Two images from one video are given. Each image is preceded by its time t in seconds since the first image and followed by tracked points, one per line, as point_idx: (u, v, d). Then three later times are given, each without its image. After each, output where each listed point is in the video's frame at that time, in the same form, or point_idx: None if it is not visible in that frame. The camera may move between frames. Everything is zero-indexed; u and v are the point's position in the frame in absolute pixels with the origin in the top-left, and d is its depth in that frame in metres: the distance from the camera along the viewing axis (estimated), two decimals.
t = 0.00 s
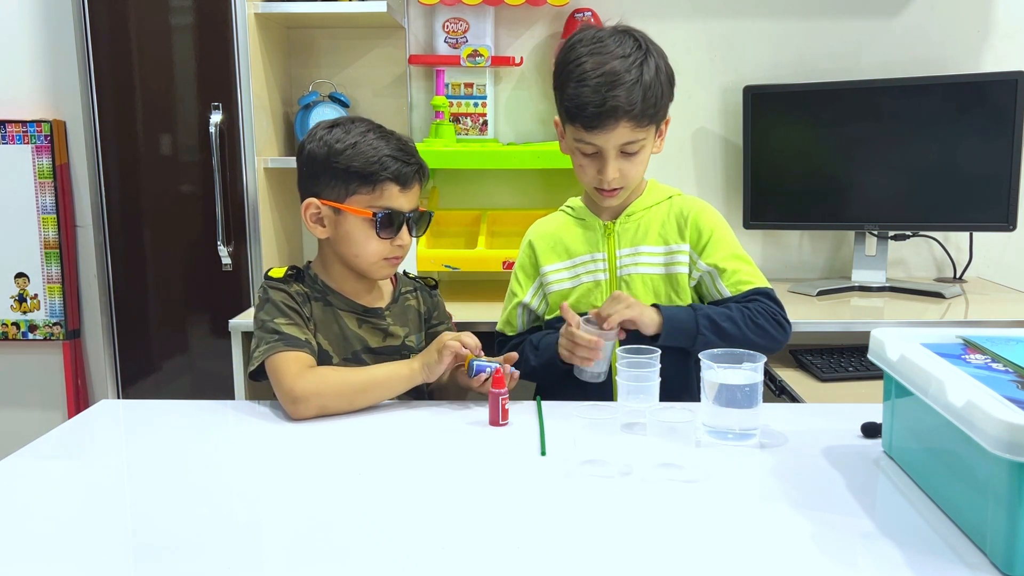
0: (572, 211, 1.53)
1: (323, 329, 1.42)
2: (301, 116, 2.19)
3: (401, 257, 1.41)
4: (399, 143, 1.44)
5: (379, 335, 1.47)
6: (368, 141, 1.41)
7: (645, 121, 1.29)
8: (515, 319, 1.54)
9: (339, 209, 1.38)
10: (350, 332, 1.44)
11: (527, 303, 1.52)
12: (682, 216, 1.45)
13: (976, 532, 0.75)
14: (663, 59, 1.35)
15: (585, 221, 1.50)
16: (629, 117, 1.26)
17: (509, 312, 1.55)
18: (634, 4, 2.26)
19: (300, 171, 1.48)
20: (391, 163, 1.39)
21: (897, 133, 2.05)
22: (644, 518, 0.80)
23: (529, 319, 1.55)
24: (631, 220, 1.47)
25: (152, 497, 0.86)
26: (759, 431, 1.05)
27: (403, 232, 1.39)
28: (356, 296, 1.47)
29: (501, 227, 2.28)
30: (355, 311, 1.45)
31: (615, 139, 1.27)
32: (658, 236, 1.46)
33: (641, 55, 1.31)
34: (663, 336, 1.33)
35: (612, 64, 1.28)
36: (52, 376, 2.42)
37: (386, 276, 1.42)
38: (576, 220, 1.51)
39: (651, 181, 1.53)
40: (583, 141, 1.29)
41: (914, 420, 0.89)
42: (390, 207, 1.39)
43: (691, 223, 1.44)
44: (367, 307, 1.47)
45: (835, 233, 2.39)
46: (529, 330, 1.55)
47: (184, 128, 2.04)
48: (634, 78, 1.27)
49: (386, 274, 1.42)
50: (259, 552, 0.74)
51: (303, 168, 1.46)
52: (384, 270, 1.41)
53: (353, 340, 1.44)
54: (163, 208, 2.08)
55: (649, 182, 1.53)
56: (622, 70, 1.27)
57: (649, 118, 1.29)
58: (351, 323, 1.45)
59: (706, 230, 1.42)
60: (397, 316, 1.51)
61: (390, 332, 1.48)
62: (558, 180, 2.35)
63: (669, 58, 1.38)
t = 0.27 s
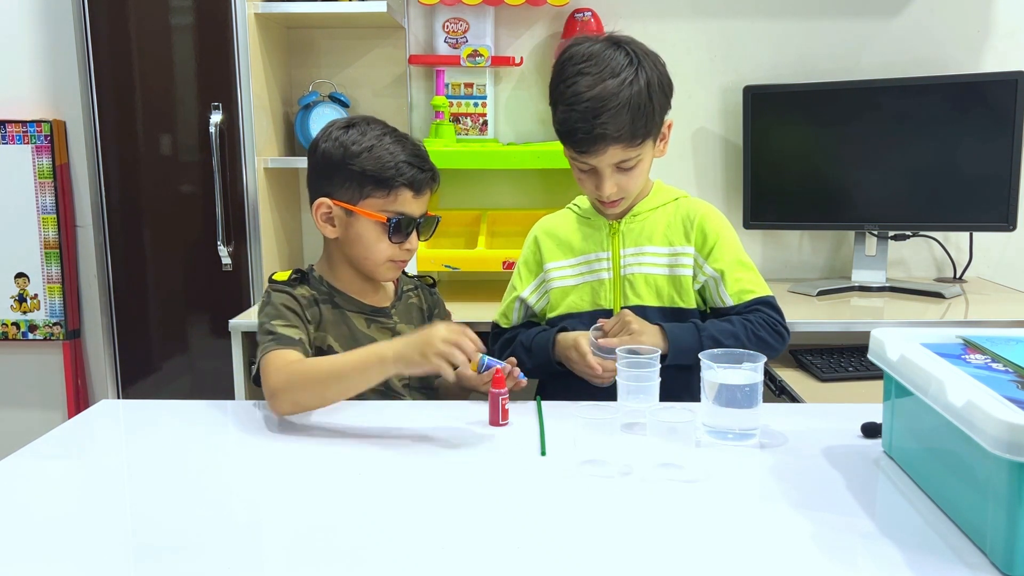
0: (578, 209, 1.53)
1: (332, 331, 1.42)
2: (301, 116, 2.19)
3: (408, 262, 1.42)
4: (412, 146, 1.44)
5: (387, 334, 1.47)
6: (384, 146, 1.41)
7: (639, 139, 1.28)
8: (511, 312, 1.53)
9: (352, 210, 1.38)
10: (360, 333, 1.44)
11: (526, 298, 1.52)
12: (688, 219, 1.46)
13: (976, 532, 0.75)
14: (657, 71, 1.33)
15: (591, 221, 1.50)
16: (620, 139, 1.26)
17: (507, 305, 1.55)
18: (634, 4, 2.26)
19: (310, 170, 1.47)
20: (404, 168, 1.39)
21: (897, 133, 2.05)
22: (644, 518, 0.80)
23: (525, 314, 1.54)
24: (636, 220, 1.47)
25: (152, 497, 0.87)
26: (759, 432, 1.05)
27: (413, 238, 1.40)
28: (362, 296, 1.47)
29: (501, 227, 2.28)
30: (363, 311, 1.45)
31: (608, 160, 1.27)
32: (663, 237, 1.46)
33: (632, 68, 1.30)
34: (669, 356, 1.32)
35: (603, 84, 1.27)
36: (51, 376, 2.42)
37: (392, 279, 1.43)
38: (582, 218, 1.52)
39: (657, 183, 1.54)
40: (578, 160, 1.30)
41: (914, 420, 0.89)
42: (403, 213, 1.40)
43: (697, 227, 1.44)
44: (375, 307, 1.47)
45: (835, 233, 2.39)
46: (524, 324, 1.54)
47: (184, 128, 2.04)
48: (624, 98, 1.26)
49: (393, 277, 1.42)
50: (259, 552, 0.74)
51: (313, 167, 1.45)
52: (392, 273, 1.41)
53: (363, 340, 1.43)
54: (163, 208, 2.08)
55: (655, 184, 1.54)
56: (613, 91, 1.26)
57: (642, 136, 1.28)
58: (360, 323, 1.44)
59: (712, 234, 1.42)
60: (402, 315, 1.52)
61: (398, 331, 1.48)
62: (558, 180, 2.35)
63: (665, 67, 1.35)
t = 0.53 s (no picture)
0: (576, 210, 1.53)
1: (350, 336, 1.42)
2: (301, 116, 2.19)
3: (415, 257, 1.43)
4: (412, 145, 1.44)
5: (398, 336, 1.48)
6: (387, 142, 1.41)
7: (630, 146, 1.28)
8: (514, 316, 1.55)
9: (359, 206, 1.37)
10: (374, 337, 1.45)
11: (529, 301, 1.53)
12: (687, 218, 1.45)
13: (976, 531, 0.75)
14: (644, 75, 1.32)
15: (589, 222, 1.50)
16: (610, 149, 1.26)
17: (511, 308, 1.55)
18: (634, 3, 2.26)
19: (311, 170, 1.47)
20: (410, 163, 1.40)
21: (897, 133, 2.05)
22: (644, 518, 0.80)
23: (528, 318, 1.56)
24: (635, 220, 1.47)
25: (152, 496, 0.86)
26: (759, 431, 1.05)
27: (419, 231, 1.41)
28: (367, 296, 1.47)
29: (501, 227, 2.28)
30: (375, 315, 1.46)
31: (600, 169, 1.27)
32: (662, 236, 1.46)
33: (620, 73, 1.29)
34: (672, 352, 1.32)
35: (591, 94, 1.26)
36: (52, 376, 2.42)
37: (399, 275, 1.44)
38: (581, 219, 1.51)
39: (655, 183, 1.54)
40: (571, 169, 1.30)
41: (914, 420, 0.89)
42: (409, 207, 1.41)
43: (696, 226, 1.44)
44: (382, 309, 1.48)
45: (835, 233, 2.39)
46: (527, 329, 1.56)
47: (184, 128, 2.04)
48: (613, 107, 1.25)
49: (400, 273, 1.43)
50: (259, 552, 0.74)
51: (315, 166, 1.44)
52: (399, 268, 1.42)
53: (378, 344, 1.45)
54: (163, 208, 2.08)
55: (653, 184, 1.54)
56: (601, 101, 1.25)
57: (632, 143, 1.28)
58: (372, 327, 1.45)
59: (710, 232, 1.42)
60: (406, 314, 1.53)
61: (406, 332, 1.50)
62: (558, 180, 2.35)
63: (653, 70, 1.34)
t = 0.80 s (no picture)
0: (573, 210, 1.53)
1: (340, 336, 1.41)
2: (301, 116, 2.19)
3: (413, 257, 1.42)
4: (411, 142, 1.45)
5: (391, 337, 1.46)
6: (384, 141, 1.41)
7: (630, 128, 1.27)
8: (531, 316, 1.51)
9: (355, 206, 1.37)
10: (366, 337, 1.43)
11: (540, 298, 1.51)
12: (685, 216, 1.46)
13: (977, 532, 0.75)
14: (643, 62, 1.33)
15: (587, 221, 1.50)
16: (611, 128, 1.25)
17: (522, 309, 1.52)
18: (634, 4, 2.26)
19: (310, 170, 1.47)
20: (404, 161, 1.40)
21: (897, 133, 2.05)
22: (644, 518, 0.80)
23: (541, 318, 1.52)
24: (634, 220, 1.48)
25: (153, 497, 0.86)
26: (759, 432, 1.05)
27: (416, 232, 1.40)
28: (365, 297, 1.48)
29: (501, 227, 2.28)
30: (368, 315, 1.45)
31: (602, 150, 1.26)
32: (662, 235, 1.47)
33: (619, 59, 1.30)
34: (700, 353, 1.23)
35: (591, 75, 1.26)
36: (52, 376, 2.42)
37: (396, 275, 1.43)
38: (579, 220, 1.51)
39: (651, 181, 1.54)
40: (571, 154, 1.29)
41: (914, 420, 0.89)
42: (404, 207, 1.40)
43: (695, 223, 1.45)
44: (380, 310, 1.47)
45: (835, 233, 2.39)
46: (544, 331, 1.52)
47: (184, 128, 2.04)
48: (613, 88, 1.25)
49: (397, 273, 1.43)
50: (259, 552, 0.74)
51: (314, 167, 1.45)
52: (396, 268, 1.42)
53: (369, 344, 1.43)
54: (163, 208, 2.08)
55: (650, 182, 1.54)
56: (601, 82, 1.25)
57: (632, 125, 1.27)
58: (365, 327, 1.44)
59: (709, 228, 1.43)
60: (405, 316, 1.51)
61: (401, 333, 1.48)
62: (558, 180, 2.35)
63: (651, 59, 1.35)
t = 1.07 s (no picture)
0: (577, 209, 1.52)
1: (334, 336, 1.42)
2: (301, 116, 2.19)
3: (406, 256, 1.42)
4: (405, 142, 1.44)
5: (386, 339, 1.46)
6: (375, 142, 1.40)
7: (635, 130, 1.27)
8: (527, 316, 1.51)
9: (345, 206, 1.37)
10: (360, 338, 1.43)
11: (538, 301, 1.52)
12: (692, 217, 1.47)
13: (976, 532, 0.75)
14: (648, 63, 1.33)
15: (592, 220, 1.50)
16: (616, 130, 1.25)
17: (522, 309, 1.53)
18: (634, 4, 2.26)
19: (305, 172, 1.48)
20: (397, 160, 1.40)
21: (897, 133, 2.05)
22: (643, 519, 0.80)
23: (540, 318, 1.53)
24: (639, 219, 1.48)
25: (153, 497, 0.86)
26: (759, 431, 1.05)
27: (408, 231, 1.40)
28: (361, 297, 1.48)
29: (501, 227, 2.28)
30: (363, 316, 1.45)
31: (607, 151, 1.26)
32: (667, 235, 1.47)
33: (624, 60, 1.30)
34: (711, 316, 1.31)
35: (596, 77, 1.26)
36: (52, 376, 2.42)
37: (390, 274, 1.43)
38: (583, 218, 1.51)
39: (654, 180, 1.54)
40: (576, 156, 1.29)
41: (914, 420, 0.89)
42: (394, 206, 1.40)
43: (703, 225, 1.47)
44: (375, 312, 1.47)
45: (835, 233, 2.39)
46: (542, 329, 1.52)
47: (184, 128, 2.04)
48: (618, 89, 1.25)
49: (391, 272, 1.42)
50: (259, 553, 0.74)
51: (310, 168, 1.45)
52: (389, 267, 1.41)
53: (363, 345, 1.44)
54: (163, 208, 2.08)
55: (653, 181, 1.54)
56: (606, 83, 1.25)
57: (638, 127, 1.27)
58: (360, 328, 1.44)
59: (717, 230, 1.46)
60: (402, 318, 1.52)
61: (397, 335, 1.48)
62: (558, 180, 2.35)
63: (655, 60, 1.35)
